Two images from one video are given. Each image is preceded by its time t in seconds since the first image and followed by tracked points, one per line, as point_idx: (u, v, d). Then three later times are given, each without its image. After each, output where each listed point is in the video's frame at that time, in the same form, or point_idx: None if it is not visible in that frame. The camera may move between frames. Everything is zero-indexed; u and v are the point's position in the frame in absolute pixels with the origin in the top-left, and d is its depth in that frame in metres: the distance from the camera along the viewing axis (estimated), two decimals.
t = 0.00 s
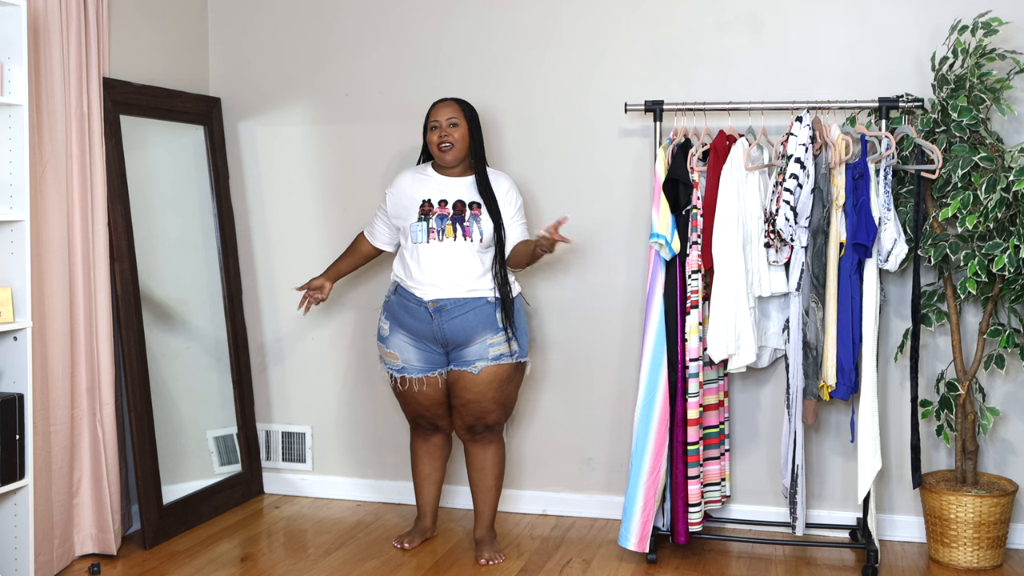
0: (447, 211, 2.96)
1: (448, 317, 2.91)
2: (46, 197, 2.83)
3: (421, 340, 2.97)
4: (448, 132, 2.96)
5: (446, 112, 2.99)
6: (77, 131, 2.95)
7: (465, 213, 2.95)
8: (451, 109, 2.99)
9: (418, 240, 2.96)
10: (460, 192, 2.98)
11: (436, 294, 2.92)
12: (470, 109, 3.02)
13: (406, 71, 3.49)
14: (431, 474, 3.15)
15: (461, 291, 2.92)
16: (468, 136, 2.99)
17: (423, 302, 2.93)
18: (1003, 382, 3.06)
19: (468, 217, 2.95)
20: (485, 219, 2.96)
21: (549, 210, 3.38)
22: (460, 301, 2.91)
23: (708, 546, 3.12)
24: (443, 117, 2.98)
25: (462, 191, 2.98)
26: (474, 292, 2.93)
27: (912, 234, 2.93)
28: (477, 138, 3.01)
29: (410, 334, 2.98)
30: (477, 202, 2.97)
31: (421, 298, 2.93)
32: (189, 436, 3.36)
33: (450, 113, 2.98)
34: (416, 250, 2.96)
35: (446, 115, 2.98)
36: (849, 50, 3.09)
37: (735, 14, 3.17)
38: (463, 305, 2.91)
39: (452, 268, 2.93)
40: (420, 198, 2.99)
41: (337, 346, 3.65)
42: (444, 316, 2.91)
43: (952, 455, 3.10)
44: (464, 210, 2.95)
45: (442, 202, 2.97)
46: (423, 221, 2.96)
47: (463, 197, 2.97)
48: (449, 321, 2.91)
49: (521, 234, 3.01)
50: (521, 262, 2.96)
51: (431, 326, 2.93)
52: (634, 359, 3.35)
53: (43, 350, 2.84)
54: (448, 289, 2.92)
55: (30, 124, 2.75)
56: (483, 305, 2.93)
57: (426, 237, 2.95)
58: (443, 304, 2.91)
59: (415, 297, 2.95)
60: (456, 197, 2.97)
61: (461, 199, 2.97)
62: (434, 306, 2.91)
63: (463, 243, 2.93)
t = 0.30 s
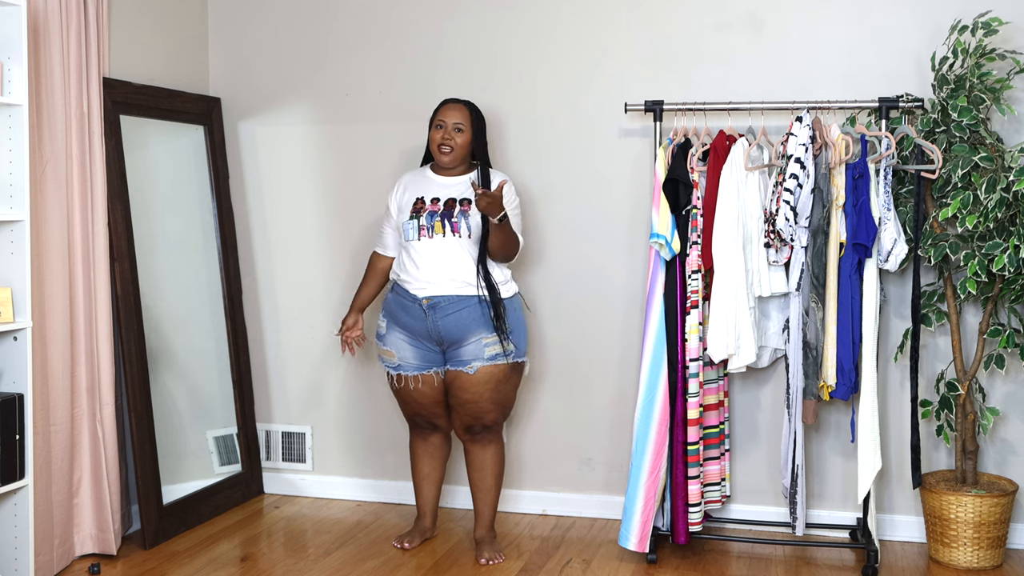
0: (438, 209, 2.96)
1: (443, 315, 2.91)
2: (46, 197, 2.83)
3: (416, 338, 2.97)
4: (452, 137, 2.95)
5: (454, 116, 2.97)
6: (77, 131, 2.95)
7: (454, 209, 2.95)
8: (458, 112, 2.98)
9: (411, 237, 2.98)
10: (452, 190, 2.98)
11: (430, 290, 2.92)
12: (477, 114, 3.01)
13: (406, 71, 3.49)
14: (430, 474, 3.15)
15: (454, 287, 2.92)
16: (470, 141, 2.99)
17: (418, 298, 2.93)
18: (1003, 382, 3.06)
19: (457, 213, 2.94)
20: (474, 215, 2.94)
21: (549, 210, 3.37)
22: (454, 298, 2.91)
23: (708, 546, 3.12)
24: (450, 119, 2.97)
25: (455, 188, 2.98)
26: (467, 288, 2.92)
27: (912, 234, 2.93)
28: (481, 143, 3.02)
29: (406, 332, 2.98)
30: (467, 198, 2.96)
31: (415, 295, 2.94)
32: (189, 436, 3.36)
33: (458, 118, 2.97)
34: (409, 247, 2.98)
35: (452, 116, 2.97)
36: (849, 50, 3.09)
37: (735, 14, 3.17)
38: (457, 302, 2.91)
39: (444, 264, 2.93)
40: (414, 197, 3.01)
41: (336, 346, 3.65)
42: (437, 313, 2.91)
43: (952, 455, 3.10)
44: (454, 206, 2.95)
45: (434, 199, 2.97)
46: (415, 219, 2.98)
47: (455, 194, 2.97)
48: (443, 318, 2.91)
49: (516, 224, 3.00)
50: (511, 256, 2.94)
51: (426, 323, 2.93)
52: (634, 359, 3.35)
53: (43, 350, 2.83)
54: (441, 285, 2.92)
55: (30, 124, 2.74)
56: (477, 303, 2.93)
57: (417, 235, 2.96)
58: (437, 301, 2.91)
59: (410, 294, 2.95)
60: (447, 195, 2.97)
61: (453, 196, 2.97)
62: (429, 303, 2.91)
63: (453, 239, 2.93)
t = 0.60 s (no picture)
0: (439, 209, 2.96)
1: (440, 314, 2.91)
2: (46, 197, 2.83)
3: (414, 338, 2.97)
4: (450, 135, 2.96)
5: (452, 115, 2.98)
6: (77, 131, 2.95)
7: (456, 209, 2.95)
8: (456, 111, 2.98)
9: (411, 237, 2.96)
10: (454, 191, 2.98)
11: (428, 289, 2.93)
12: (474, 113, 3.01)
13: (406, 71, 3.49)
14: (430, 474, 3.15)
15: (453, 286, 2.92)
16: (468, 140, 2.99)
17: (416, 298, 2.93)
18: (1003, 382, 3.06)
19: (459, 213, 2.95)
20: (477, 215, 2.95)
21: (549, 210, 3.37)
22: (452, 298, 2.91)
23: (708, 547, 3.12)
24: (448, 118, 2.98)
25: (456, 189, 2.98)
26: (467, 287, 2.93)
27: (912, 234, 2.93)
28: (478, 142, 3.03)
29: (404, 331, 2.98)
30: (469, 199, 2.97)
31: (414, 294, 2.94)
32: (189, 436, 3.36)
33: (456, 116, 2.98)
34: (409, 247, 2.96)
35: (450, 116, 2.98)
36: (849, 50, 3.09)
37: (735, 14, 3.17)
38: (455, 301, 2.91)
39: (445, 264, 2.93)
40: (414, 198, 3.00)
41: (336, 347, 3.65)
42: (436, 313, 2.91)
43: (952, 456, 3.10)
44: (456, 206, 2.95)
45: (435, 199, 2.97)
46: (415, 219, 2.97)
47: (457, 194, 2.97)
48: (441, 318, 2.91)
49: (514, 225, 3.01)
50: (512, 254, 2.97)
51: (423, 323, 2.93)
52: (634, 359, 3.35)
53: (43, 350, 2.83)
54: (440, 284, 2.92)
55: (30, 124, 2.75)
56: (476, 302, 2.93)
57: (418, 234, 2.95)
58: (435, 300, 2.91)
59: (409, 293, 2.95)
60: (449, 194, 2.97)
61: (454, 196, 2.97)
62: (427, 303, 2.91)
63: (456, 238, 2.93)
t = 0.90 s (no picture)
0: (439, 209, 2.96)
1: (441, 314, 2.91)
2: (46, 196, 2.83)
3: (414, 337, 2.97)
4: (450, 136, 2.96)
5: (452, 115, 2.97)
6: (77, 131, 2.95)
7: (456, 210, 2.96)
8: (456, 112, 2.98)
9: (411, 237, 2.96)
10: (454, 191, 2.98)
11: (429, 288, 2.93)
12: (474, 114, 3.02)
13: (406, 71, 3.49)
14: (429, 474, 3.15)
15: (454, 285, 2.93)
16: (468, 141, 2.99)
17: (417, 297, 2.93)
18: (1003, 382, 3.06)
19: (460, 213, 2.95)
20: (477, 215, 2.96)
21: (550, 210, 3.37)
22: (452, 297, 2.92)
23: (708, 547, 3.12)
24: (448, 118, 2.97)
25: (456, 190, 2.99)
26: (467, 287, 2.94)
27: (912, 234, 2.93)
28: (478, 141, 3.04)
29: (403, 331, 2.97)
30: (469, 199, 2.98)
31: (414, 294, 2.93)
32: (189, 435, 3.36)
33: (456, 117, 2.97)
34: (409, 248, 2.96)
35: (451, 117, 2.97)
36: (849, 50, 3.09)
37: (735, 14, 3.17)
38: (456, 301, 2.92)
39: (446, 264, 2.93)
40: (415, 198, 3.00)
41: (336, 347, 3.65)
42: (437, 312, 2.91)
43: (952, 455, 3.10)
44: (456, 207, 2.96)
45: (435, 200, 2.97)
46: (415, 219, 2.97)
47: (457, 195, 2.98)
48: (442, 317, 2.91)
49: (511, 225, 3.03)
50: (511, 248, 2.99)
51: (424, 322, 2.93)
52: (634, 359, 3.35)
53: (43, 350, 2.83)
54: (441, 284, 2.92)
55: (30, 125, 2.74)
56: (476, 302, 2.94)
57: (418, 234, 2.95)
58: (437, 300, 2.91)
59: (409, 292, 2.95)
60: (449, 195, 2.98)
61: (454, 197, 2.97)
62: (428, 302, 2.91)
63: (456, 239, 2.94)
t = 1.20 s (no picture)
0: (440, 207, 2.97)
1: (443, 313, 2.91)
2: (46, 197, 2.83)
3: (415, 337, 2.96)
4: (447, 134, 2.96)
5: (449, 112, 2.97)
6: (77, 131, 2.95)
7: (458, 206, 2.97)
8: (453, 110, 2.98)
9: (413, 235, 2.96)
10: (452, 188, 3.00)
11: (430, 288, 2.93)
12: (470, 113, 3.03)
13: (406, 71, 3.49)
14: (428, 474, 3.15)
15: (456, 284, 2.93)
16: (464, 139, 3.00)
17: (418, 297, 2.93)
18: (1003, 382, 3.06)
19: (462, 210, 2.97)
20: (478, 211, 2.99)
21: (550, 211, 3.37)
22: (454, 296, 2.92)
23: (708, 547, 3.12)
24: (445, 116, 2.97)
25: (455, 187, 3.00)
26: (468, 286, 2.94)
27: (912, 234, 2.93)
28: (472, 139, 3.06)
29: (404, 331, 2.96)
30: (469, 196, 3.00)
31: (415, 293, 2.93)
32: (189, 435, 3.36)
33: (454, 114, 2.98)
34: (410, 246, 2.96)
35: (449, 115, 2.97)
36: (849, 50, 3.09)
37: (735, 14, 3.17)
38: (458, 299, 2.92)
39: (447, 262, 2.93)
40: (413, 196, 3.00)
41: (336, 347, 3.65)
42: (438, 311, 2.91)
43: (952, 455, 3.10)
44: (457, 204, 2.97)
45: (435, 197, 2.98)
46: (417, 217, 2.97)
47: (456, 193, 2.99)
48: (444, 316, 2.91)
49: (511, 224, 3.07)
50: (517, 236, 3.03)
51: (426, 322, 2.92)
52: (634, 359, 3.35)
53: (43, 351, 2.83)
54: (443, 282, 2.93)
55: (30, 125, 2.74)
56: (477, 301, 2.95)
57: (420, 232, 2.95)
58: (438, 299, 2.91)
59: (410, 292, 2.95)
60: (447, 193, 2.99)
61: (454, 195, 2.99)
62: (429, 301, 2.91)
63: (461, 235, 2.95)
